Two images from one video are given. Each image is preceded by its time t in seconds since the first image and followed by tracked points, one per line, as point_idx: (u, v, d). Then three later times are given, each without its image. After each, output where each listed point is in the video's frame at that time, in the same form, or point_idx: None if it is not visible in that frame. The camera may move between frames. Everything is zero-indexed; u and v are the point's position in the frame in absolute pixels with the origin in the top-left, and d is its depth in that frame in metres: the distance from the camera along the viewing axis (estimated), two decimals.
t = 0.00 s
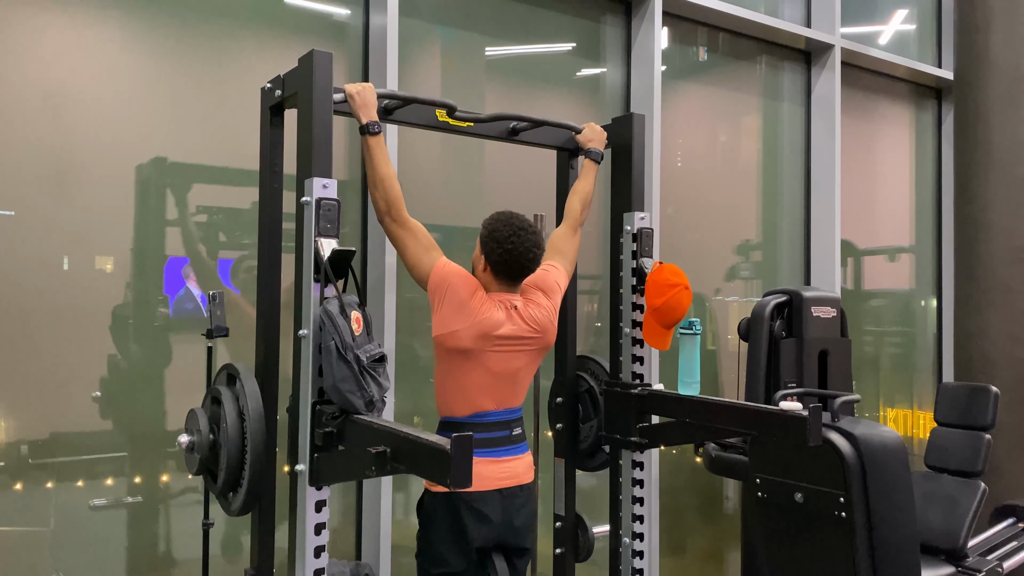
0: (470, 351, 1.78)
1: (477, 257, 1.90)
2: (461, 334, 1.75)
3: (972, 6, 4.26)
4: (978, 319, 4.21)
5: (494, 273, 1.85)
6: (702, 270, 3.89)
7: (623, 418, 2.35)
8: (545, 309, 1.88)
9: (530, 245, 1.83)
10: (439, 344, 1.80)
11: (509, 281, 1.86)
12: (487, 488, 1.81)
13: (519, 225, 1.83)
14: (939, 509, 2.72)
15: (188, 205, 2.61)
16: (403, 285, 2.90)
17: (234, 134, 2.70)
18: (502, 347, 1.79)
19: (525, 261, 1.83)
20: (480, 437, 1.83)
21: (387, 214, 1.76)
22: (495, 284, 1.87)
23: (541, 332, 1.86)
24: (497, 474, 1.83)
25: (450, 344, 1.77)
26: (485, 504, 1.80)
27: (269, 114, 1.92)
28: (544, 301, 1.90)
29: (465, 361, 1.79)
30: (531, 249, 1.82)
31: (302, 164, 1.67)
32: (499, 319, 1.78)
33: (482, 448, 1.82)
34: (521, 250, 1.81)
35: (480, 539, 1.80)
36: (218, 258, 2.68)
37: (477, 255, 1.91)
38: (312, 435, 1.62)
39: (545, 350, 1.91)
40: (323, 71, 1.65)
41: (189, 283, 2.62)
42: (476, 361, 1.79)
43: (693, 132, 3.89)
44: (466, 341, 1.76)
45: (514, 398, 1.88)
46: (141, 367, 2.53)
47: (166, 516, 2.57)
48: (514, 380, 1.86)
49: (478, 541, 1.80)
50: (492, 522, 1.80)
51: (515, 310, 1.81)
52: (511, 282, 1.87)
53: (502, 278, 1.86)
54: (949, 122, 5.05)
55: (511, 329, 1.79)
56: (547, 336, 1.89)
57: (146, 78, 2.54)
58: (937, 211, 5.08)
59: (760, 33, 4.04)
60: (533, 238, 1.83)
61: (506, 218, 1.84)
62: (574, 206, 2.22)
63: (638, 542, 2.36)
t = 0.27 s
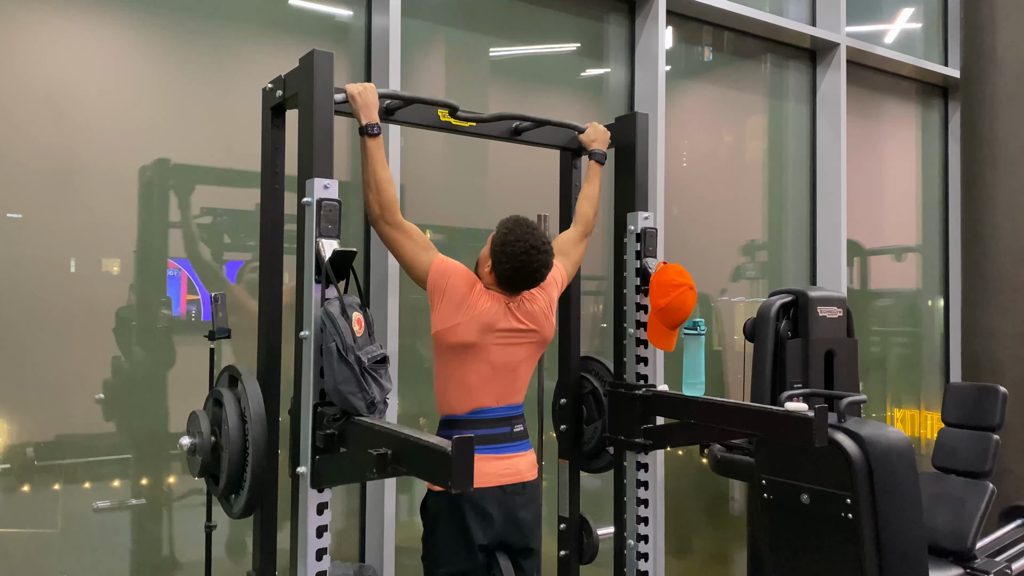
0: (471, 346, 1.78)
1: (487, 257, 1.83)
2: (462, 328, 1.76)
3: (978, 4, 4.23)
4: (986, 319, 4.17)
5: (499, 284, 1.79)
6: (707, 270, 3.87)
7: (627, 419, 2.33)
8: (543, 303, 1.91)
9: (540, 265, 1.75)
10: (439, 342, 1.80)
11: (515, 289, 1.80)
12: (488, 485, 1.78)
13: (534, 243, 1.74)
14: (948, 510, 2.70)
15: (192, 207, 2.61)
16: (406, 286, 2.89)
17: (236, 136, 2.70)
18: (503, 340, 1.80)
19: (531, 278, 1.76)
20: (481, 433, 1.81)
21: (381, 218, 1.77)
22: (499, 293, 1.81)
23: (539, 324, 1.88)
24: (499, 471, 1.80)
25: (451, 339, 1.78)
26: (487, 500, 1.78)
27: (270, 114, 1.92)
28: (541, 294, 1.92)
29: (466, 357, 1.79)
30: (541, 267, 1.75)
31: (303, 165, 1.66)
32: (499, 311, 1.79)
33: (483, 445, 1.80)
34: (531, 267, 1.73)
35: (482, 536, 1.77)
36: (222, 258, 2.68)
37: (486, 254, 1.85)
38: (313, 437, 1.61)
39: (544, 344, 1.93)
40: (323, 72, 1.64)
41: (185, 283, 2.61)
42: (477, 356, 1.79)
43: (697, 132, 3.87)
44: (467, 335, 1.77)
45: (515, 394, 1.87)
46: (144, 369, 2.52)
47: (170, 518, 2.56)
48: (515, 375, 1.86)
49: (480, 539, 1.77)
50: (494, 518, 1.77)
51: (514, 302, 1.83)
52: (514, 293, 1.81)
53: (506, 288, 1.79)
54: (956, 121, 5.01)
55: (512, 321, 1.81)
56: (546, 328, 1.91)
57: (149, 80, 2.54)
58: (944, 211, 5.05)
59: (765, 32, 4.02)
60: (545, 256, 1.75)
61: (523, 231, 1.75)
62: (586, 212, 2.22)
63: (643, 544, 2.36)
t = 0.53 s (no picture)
0: (488, 321, 1.74)
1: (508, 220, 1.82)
2: (480, 305, 1.72)
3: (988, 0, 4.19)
4: (996, 318, 4.13)
5: (519, 246, 1.77)
6: (714, 270, 3.84)
7: (633, 420, 2.31)
8: (561, 275, 1.86)
9: (562, 226, 1.73)
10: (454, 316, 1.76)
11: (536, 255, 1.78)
12: (492, 448, 1.77)
13: (555, 203, 1.73)
14: (959, 512, 2.66)
15: (197, 208, 2.61)
16: (411, 286, 2.88)
17: (241, 136, 2.69)
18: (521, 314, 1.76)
19: (553, 240, 1.74)
20: (487, 397, 1.79)
21: (377, 218, 1.75)
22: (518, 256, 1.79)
23: (559, 297, 1.83)
24: (503, 435, 1.79)
25: (467, 314, 1.74)
26: (488, 462, 1.76)
27: (273, 113, 1.91)
28: (560, 267, 1.87)
29: (483, 331, 1.76)
30: (563, 228, 1.74)
31: (305, 163, 1.65)
32: (518, 285, 1.74)
33: (489, 409, 1.78)
34: (554, 227, 1.72)
35: (483, 498, 1.75)
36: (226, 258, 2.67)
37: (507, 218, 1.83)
38: (315, 438, 1.59)
39: (563, 318, 1.88)
40: (325, 70, 1.63)
41: (189, 279, 2.60)
42: (493, 330, 1.75)
43: (704, 130, 3.84)
44: (484, 311, 1.72)
45: (529, 362, 1.85)
46: (149, 371, 2.52)
47: (174, 519, 2.56)
48: (529, 347, 1.83)
49: (480, 500, 1.75)
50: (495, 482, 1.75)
51: (533, 274, 1.78)
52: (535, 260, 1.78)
53: (526, 253, 1.77)
54: (965, 118, 4.97)
55: (531, 294, 1.76)
56: (566, 302, 1.86)
57: (154, 81, 2.53)
58: (954, 209, 5.00)
59: (772, 30, 3.99)
60: (568, 218, 1.75)
61: (544, 190, 1.74)
62: (600, 214, 2.20)
63: (650, 547, 2.30)
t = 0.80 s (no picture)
0: (506, 269, 1.65)
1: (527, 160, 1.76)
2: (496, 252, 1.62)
3: None
4: (1007, 317, 4.09)
5: (538, 181, 1.69)
6: (721, 269, 3.82)
7: (640, 420, 2.29)
8: (583, 220, 1.77)
9: (583, 156, 1.65)
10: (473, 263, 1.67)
11: (558, 195, 1.70)
12: (499, 398, 1.71)
13: (576, 133, 1.66)
14: (970, 512, 2.62)
15: (202, 208, 2.60)
16: (416, 286, 2.87)
17: (246, 137, 2.69)
18: (540, 263, 1.67)
19: (575, 174, 1.66)
20: (496, 345, 1.72)
21: (380, 208, 1.67)
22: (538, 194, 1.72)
23: (583, 244, 1.75)
24: (511, 385, 1.73)
25: (483, 262, 1.65)
26: (494, 412, 1.71)
27: (276, 112, 1.90)
28: (583, 213, 1.78)
29: (505, 277, 1.66)
30: (585, 160, 1.66)
31: (308, 162, 1.63)
32: (537, 231, 1.65)
33: (498, 356, 1.71)
34: (574, 158, 1.65)
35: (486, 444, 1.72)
36: (231, 258, 2.66)
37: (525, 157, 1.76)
38: (319, 438, 1.58)
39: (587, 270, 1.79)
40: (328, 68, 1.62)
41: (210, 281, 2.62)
42: (510, 279, 1.66)
43: (711, 128, 3.81)
44: (501, 258, 1.63)
45: (545, 311, 1.78)
46: (155, 371, 2.52)
47: (180, 520, 2.55)
48: (548, 297, 1.75)
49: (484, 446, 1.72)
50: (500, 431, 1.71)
51: (555, 218, 1.69)
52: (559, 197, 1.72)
53: (548, 192, 1.70)
54: (975, 115, 4.92)
55: (556, 238, 1.68)
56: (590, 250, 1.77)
57: (158, 82, 2.53)
58: (964, 207, 4.95)
59: (779, 27, 3.96)
60: (589, 149, 1.67)
61: (562, 122, 1.67)
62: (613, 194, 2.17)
63: (656, 547, 2.31)
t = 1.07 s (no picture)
0: (506, 205, 1.66)
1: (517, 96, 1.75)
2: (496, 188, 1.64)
3: None
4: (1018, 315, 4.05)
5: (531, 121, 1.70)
6: (729, 268, 3.79)
7: (647, 419, 2.26)
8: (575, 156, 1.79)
9: (574, 97, 1.65)
10: (474, 207, 1.67)
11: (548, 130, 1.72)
12: (501, 344, 1.74)
13: (567, 72, 1.64)
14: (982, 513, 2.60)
15: (207, 207, 2.60)
16: (422, 285, 2.86)
17: (251, 136, 2.68)
18: (539, 197, 1.68)
19: (566, 114, 1.67)
20: (496, 291, 1.74)
21: (382, 198, 1.62)
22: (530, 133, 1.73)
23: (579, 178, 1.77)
24: (512, 331, 1.75)
25: (484, 202, 1.65)
26: (496, 357, 1.74)
27: (281, 110, 1.89)
28: (574, 152, 1.81)
29: (507, 215, 1.67)
30: (575, 101, 1.66)
31: (313, 159, 1.63)
32: (532, 165, 1.67)
33: (499, 303, 1.73)
34: (565, 100, 1.64)
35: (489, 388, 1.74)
36: (236, 256, 2.66)
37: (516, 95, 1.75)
38: (323, 438, 1.57)
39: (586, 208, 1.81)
40: (332, 64, 1.61)
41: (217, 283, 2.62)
42: (512, 216, 1.67)
43: (718, 126, 3.79)
44: (501, 194, 1.64)
45: (549, 254, 1.78)
46: (161, 371, 2.51)
47: (186, 520, 2.55)
48: (550, 237, 1.75)
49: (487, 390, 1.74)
50: (502, 375, 1.74)
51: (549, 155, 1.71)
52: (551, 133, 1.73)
53: (539, 128, 1.71)
54: (984, 112, 4.88)
55: (551, 170, 1.70)
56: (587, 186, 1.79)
57: (164, 81, 2.53)
58: (974, 204, 4.91)
59: (787, 23, 3.94)
60: (580, 88, 1.66)
61: (555, 61, 1.64)
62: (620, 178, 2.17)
63: (664, 547, 2.27)
